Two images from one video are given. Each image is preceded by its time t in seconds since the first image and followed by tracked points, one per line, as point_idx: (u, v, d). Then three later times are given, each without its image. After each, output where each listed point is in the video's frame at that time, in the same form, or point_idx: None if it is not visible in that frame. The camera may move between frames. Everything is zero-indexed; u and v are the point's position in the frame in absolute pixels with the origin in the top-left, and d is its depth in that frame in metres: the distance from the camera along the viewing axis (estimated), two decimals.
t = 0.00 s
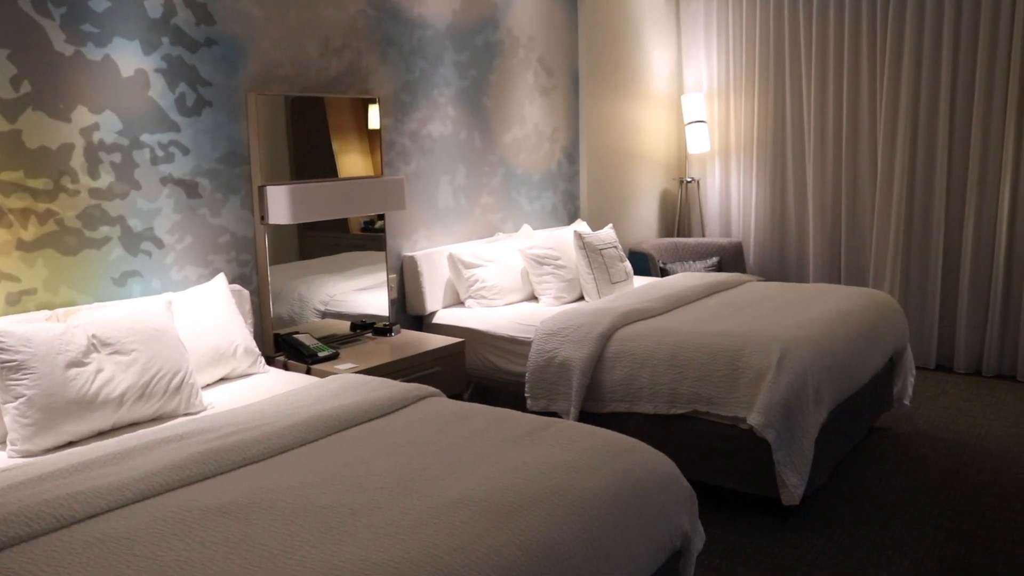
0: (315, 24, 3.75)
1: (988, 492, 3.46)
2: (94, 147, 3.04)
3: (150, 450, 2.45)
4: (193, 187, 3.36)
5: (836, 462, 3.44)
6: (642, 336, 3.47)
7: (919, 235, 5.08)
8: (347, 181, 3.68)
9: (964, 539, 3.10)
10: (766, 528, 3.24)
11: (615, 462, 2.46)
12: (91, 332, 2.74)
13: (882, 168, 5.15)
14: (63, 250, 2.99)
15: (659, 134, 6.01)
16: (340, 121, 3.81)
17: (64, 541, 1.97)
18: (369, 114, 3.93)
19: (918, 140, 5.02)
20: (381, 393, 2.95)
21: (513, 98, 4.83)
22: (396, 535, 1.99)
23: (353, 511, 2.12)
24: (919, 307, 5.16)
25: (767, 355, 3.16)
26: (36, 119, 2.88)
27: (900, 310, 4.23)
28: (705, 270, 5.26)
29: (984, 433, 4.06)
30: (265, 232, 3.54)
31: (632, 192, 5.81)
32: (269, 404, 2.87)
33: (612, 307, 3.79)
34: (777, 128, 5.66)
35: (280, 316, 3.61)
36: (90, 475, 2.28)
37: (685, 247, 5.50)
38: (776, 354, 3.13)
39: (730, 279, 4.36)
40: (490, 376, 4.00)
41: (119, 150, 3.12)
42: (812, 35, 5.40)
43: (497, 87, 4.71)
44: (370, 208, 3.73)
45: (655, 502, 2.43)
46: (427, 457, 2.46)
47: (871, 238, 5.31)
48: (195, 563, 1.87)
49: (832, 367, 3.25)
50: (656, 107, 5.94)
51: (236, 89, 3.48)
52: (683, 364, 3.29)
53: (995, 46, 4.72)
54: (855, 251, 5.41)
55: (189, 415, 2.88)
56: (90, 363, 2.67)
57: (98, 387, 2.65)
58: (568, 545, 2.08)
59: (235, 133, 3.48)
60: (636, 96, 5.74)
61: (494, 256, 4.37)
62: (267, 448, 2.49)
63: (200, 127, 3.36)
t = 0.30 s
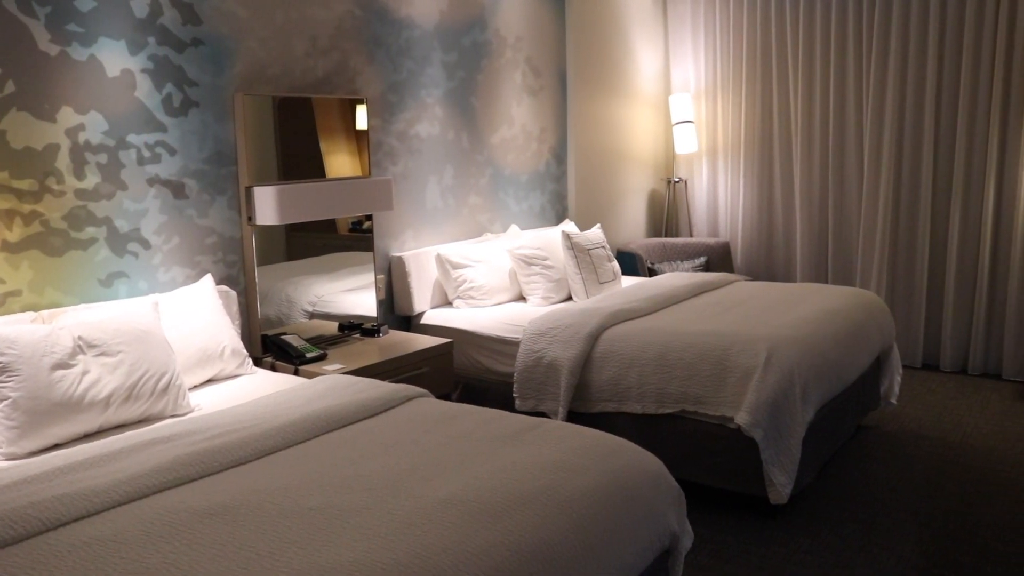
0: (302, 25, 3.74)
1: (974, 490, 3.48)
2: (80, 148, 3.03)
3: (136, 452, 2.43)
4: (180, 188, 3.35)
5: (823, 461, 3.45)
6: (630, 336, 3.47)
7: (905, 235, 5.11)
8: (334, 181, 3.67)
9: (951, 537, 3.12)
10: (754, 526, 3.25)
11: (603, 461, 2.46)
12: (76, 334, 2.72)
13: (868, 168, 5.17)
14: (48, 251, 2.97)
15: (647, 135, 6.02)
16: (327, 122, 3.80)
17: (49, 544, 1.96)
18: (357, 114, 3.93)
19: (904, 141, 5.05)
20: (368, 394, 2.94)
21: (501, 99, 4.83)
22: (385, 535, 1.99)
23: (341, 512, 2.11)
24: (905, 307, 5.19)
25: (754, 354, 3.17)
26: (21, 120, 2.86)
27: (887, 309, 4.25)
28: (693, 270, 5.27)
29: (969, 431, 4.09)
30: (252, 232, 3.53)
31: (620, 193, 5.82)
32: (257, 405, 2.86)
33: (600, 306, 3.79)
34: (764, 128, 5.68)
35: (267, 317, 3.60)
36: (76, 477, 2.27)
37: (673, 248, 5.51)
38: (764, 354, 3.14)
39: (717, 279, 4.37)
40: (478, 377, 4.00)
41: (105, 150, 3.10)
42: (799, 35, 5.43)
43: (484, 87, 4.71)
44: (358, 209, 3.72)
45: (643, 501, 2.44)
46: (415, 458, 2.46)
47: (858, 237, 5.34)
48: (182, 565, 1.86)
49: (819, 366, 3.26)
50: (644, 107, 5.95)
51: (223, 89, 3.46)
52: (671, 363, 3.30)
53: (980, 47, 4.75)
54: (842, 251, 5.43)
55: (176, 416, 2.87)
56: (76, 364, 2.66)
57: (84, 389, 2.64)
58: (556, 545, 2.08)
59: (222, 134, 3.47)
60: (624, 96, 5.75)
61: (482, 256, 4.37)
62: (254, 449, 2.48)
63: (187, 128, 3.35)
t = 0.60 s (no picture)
0: (289, 25, 3.73)
1: (961, 488, 3.50)
2: (66, 148, 3.01)
3: (123, 454, 2.42)
4: (166, 188, 3.33)
5: (811, 460, 3.46)
6: (618, 336, 3.48)
7: (891, 234, 5.13)
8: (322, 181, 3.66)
9: (938, 534, 3.13)
10: (742, 525, 3.26)
11: (591, 461, 2.46)
12: (62, 335, 2.71)
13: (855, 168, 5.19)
14: (34, 252, 2.95)
15: (634, 135, 6.03)
16: (315, 122, 3.79)
17: (34, 547, 1.95)
18: (344, 115, 3.92)
19: (891, 141, 5.07)
20: (355, 395, 2.93)
21: (489, 99, 4.83)
22: (373, 536, 1.98)
23: (329, 513, 2.10)
24: (891, 306, 5.21)
25: (742, 354, 3.17)
26: (5, 120, 2.84)
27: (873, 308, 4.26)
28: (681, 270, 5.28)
29: (955, 430, 4.11)
30: (240, 233, 3.52)
31: (607, 193, 5.82)
32: (243, 406, 2.85)
33: (588, 307, 3.80)
34: (751, 128, 5.69)
35: (255, 318, 3.59)
36: (62, 480, 2.25)
37: (661, 248, 5.52)
38: (751, 353, 3.15)
39: (704, 279, 4.38)
40: (467, 377, 3.99)
41: (91, 151, 3.08)
42: (786, 36, 5.44)
43: (472, 88, 4.71)
44: (346, 209, 3.71)
45: (631, 501, 2.44)
46: (402, 458, 2.46)
47: (845, 237, 5.36)
48: (169, 567, 1.85)
49: (807, 366, 3.27)
50: (631, 108, 5.96)
51: (210, 90, 3.45)
52: (659, 363, 3.31)
53: (965, 47, 4.77)
54: (829, 251, 5.45)
55: (163, 418, 2.85)
56: (62, 366, 2.64)
57: (70, 391, 2.62)
58: (545, 545, 2.08)
59: (209, 134, 3.46)
60: (612, 96, 5.75)
61: (470, 256, 4.36)
62: (242, 451, 2.47)
63: (173, 128, 3.33)
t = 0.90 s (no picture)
0: (276, 25, 3.72)
1: (949, 486, 3.51)
2: (52, 148, 2.99)
3: (110, 456, 2.41)
4: (154, 189, 3.32)
5: (799, 459, 3.47)
6: (606, 336, 3.48)
7: (879, 234, 5.15)
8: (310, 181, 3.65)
9: (925, 533, 3.15)
10: (730, 524, 3.27)
11: (580, 461, 2.46)
12: (49, 336, 2.69)
13: (843, 168, 5.21)
14: (20, 252, 2.93)
15: (623, 136, 6.03)
16: (303, 122, 3.78)
17: (21, 550, 1.94)
18: (332, 115, 3.91)
19: (878, 141, 5.09)
20: (343, 396, 2.93)
21: (477, 99, 4.83)
22: (362, 537, 1.98)
23: (318, 514, 2.10)
24: (879, 305, 5.23)
25: (730, 353, 3.18)
26: None
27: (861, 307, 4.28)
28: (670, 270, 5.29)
29: (942, 428, 4.13)
30: (228, 234, 3.51)
31: (596, 193, 5.83)
32: (232, 407, 2.84)
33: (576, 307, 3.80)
34: (740, 128, 5.70)
35: (243, 319, 3.58)
36: (49, 482, 2.24)
37: (650, 247, 5.52)
38: (740, 353, 3.15)
39: (693, 278, 4.39)
40: (456, 378, 3.99)
41: (78, 151, 3.07)
42: (773, 36, 5.46)
43: (460, 88, 4.71)
44: (335, 209, 3.71)
45: (620, 501, 2.44)
46: (390, 459, 2.45)
47: (832, 237, 5.38)
48: (156, 569, 1.85)
49: (795, 365, 3.28)
50: (619, 108, 5.96)
51: (198, 90, 3.44)
52: (648, 363, 3.31)
53: (951, 48, 4.80)
54: (817, 250, 5.47)
55: (151, 419, 2.84)
56: (49, 367, 2.63)
57: (58, 393, 2.61)
58: (533, 545, 2.08)
59: (196, 134, 3.45)
60: (600, 96, 5.76)
61: (459, 257, 4.36)
62: (230, 452, 2.47)
63: (161, 128, 3.32)
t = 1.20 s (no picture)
0: (264, 25, 3.71)
1: (936, 484, 3.53)
2: (39, 149, 2.98)
3: (97, 459, 2.40)
4: (142, 190, 3.31)
5: (787, 458, 3.48)
6: (595, 336, 3.48)
7: (866, 234, 5.17)
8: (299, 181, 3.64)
9: (913, 531, 3.16)
10: (719, 523, 3.28)
11: (570, 461, 2.46)
12: (35, 338, 2.68)
13: (831, 168, 5.23)
14: (7, 254, 2.92)
15: (611, 136, 6.04)
16: (291, 122, 3.77)
17: (7, 553, 1.92)
18: (321, 115, 3.91)
19: (865, 141, 5.12)
20: (331, 397, 2.92)
21: (466, 99, 4.82)
22: (351, 538, 1.98)
23: (307, 515, 2.09)
24: (867, 305, 5.25)
25: (719, 353, 3.19)
26: None
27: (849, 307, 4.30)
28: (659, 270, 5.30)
29: (930, 427, 4.15)
30: (216, 235, 3.50)
31: (585, 193, 5.83)
32: (220, 408, 2.83)
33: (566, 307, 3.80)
34: (728, 129, 5.71)
35: (231, 320, 3.57)
36: (35, 485, 2.23)
37: (639, 248, 5.53)
38: (728, 352, 3.16)
39: (681, 278, 4.40)
40: (446, 378, 3.99)
41: (65, 152, 3.05)
42: (761, 37, 5.48)
43: (449, 88, 4.71)
44: (323, 210, 3.70)
45: (610, 500, 2.44)
46: (380, 459, 2.45)
47: (820, 236, 5.40)
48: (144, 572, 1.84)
49: (783, 364, 3.29)
50: (608, 108, 5.97)
51: (185, 90, 3.43)
52: (637, 362, 3.31)
53: (938, 48, 4.82)
54: (806, 250, 5.49)
55: (139, 421, 2.83)
56: (35, 370, 2.61)
57: (44, 395, 2.60)
58: (523, 545, 2.08)
59: (184, 135, 3.43)
60: (589, 97, 5.76)
61: (448, 257, 4.36)
62: (218, 453, 2.46)
63: (148, 128, 3.31)
